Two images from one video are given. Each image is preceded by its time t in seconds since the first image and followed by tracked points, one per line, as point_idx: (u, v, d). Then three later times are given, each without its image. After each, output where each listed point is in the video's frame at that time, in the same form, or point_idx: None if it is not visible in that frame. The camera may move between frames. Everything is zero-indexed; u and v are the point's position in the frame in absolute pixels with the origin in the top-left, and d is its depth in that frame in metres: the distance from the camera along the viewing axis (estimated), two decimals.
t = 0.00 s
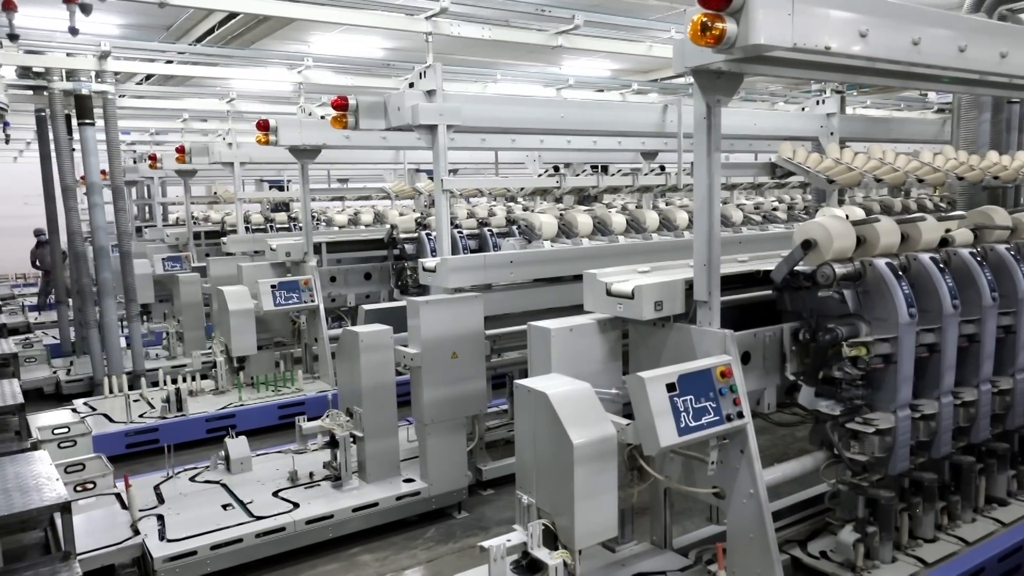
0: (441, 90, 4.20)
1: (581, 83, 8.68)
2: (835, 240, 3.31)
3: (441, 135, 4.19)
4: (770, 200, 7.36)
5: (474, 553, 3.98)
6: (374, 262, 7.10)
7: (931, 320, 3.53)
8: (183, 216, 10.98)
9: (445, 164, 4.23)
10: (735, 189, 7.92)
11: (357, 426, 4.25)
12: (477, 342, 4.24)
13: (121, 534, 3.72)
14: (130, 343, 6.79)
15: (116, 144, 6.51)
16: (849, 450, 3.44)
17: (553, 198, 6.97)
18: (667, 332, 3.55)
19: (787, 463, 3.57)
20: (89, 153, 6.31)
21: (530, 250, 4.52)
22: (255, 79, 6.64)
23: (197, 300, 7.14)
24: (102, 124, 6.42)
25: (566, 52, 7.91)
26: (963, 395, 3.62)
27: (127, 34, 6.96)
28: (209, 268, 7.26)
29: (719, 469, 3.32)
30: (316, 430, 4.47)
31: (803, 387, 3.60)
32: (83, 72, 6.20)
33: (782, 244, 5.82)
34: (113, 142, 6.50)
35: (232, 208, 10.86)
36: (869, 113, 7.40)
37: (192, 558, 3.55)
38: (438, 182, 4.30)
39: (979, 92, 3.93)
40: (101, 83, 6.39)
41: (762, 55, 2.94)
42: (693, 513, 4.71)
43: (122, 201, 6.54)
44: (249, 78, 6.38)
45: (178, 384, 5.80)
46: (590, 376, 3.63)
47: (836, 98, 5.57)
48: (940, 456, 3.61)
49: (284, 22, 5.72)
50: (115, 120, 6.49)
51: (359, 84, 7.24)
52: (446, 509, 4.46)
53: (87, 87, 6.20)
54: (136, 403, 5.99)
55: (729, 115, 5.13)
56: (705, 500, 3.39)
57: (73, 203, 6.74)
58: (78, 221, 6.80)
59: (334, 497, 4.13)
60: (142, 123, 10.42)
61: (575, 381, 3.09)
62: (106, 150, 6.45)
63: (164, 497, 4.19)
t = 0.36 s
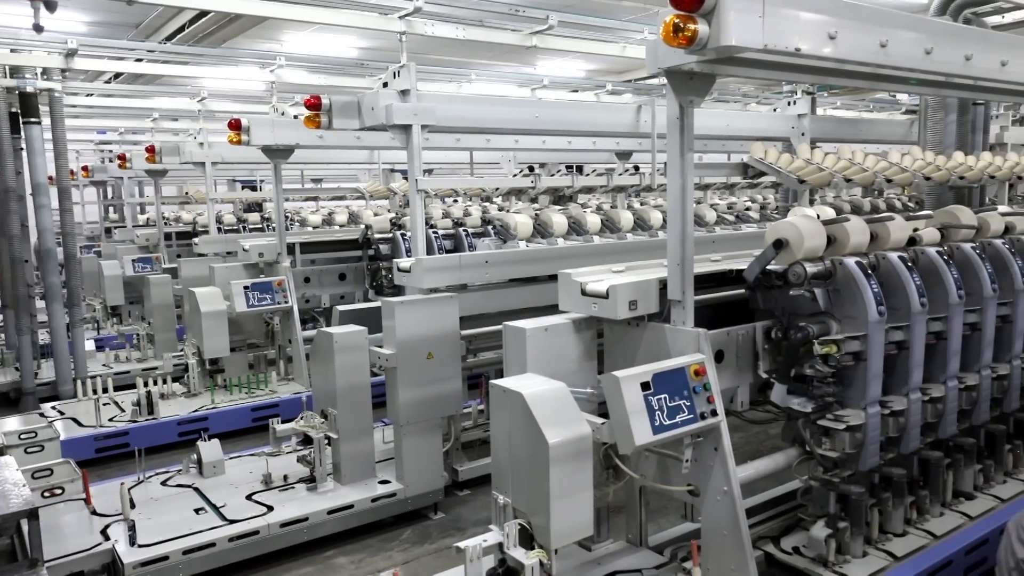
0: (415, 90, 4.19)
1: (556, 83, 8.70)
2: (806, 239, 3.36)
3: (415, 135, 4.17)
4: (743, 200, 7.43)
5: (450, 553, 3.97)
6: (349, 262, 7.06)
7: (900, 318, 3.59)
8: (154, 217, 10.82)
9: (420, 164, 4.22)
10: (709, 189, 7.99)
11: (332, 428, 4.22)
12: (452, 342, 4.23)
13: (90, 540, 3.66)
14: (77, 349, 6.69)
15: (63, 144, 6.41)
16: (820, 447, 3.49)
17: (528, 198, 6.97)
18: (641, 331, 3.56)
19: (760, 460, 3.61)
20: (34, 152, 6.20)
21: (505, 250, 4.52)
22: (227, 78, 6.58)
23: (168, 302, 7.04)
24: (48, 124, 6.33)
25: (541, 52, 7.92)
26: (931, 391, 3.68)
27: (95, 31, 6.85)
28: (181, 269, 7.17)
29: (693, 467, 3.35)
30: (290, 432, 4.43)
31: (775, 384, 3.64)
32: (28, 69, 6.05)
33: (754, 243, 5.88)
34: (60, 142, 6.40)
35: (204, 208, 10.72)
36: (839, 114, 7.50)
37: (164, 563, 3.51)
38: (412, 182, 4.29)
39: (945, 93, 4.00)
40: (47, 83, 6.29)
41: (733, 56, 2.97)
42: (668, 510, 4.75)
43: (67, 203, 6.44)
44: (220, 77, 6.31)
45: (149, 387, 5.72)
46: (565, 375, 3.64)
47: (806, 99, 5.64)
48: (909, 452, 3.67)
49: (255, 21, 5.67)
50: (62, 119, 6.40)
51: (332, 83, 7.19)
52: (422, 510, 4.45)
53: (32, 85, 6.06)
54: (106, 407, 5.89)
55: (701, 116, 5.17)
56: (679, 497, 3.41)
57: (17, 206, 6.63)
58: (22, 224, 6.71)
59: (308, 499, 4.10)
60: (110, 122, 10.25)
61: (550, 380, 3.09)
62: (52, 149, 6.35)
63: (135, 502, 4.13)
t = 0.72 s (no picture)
0: (388, 90, 4.17)
1: (529, 83, 8.71)
2: (777, 239, 3.39)
3: (388, 135, 4.15)
4: (715, 199, 7.50)
5: (425, 555, 3.96)
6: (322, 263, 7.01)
7: (868, 315, 3.64)
8: (122, 218, 10.65)
9: (393, 164, 4.20)
10: (682, 189, 8.04)
11: (306, 430, 4.18)
12: (426, 343, 4.21)
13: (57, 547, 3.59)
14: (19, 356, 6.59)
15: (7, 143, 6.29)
16: (791, 443, 3.53)
17: (503, 198, 6.97)
18: (615, 331, 3.58)
19: (732, 457, 3.64)
20: None
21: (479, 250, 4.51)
22: (197, 76, 6.50)
23: (137, 304, 6.93)
24: None
25: (515, 52, 7.93)
26: (899, 388, 3.74)
27: (60, 28, 6.72)
28: (150, 271, 7.06)
29: (667, 465, 3.37)
30: (262, 435, 4.39)
31: (747, 382, 3.68)
32: None
33: (726, 242, 5.94)
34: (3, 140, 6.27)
35: (174, 209, 10.57)
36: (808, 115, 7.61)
37: (133, 569, 3.45)
38: (385, 182, 4.27)
39: (912, 95, 4.07)
40: None
41: (704, 57, 2.99)
42: (643, 508, 4.78)
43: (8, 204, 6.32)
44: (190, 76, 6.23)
45: (117, 391, 5.63)
46: (539, 375, 3.64)
47: (777, 100, 5.71)
48: (877, 448, 3.73)
49: (225, 19, 5.60)
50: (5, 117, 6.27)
51: (305, 83, 7.13)
52: (397, 511, 4.43)
53: None
54: (73, 411, 5.79)
55: (673, 116, 5.21)
56: (653, 495, 3.43)
57: None
58: None
59: (282, 502, 4.06)
60: (77, 122, 10.07)
61: (525, 380, 3.10)
62: None
63: (103, 508, 4.06)
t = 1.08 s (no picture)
0: (357, 89, 4.15)
1: (500, 84, 8.71)
2: (744, 238, 3.44)
3: (357, 135, 4.13)
4: (684, 199, 7.57)
5: (397, 556, 3.94)
6: (291, 264, 6.94)
7: (833, 313, 3.70)
8: (85, 218, 10.44)
9: (363, 164, 4.18)
10: (651, 189, 8.10)
11: (275, 433, 4.13)
12: (397, 343, 4.19)
13: (18, 555, 3.51)
14: None
15: None
16: (759, 440, 3.58)
17: (473, 198, 6.96)
18: (585, 330, 3.60)
19: (702, 454, 3.68)
20: None
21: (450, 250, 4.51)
22: (161, 74, 6.39)
23: (101, 307, 6.80)
24: None
25: (485, 52, 7.92)
26: (863, 384, 3.81)
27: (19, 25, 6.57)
28: (114, 273, 6.94)
29: (638, 463, 3.39)
30: (230, 438, 4.33)
31: (716, 380, 3.71)
32: None
33: (695, 242, 6.00)
34: None
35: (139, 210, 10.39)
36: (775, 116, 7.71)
37: None
38: (355, 182, 4.24)
39: (874, 97, 4.15)
40: None
41: (672, 58, 3.02)
42: (615, 506, 4.81)
43: None
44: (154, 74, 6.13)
45: (80, 395, 5.52)
46: (511, 375, 3.64)
47: (744, 101, 5.78)
48: (843, 443, 3.80)
49: (191, 16, 5.52)
50: None
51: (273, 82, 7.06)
52: (368, 513, 4.41)
53: None
54: (35, 416, 5.66)
55: (642, 117, 5.25)
56: (624, 493, 3.45)
57: None
58: None
59: (251, 506, 4.01)
60: (37, 120, 9.85)
61: (496, 380, 3.10)
62: None
63: (67, 515, 3.98)
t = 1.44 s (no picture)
0: (317, 88, 4.11)
1: (462, 83, 8.70)
2: (703, 237, 3.48)
3: (318, 134, 4.08)
4: (645, 199, 7.64)
5: (360, 560, 3.91)
6: (251, 265, 6.85)
7: (791, 311, 3.77)
8: (35, 220, 10.15)
9: (323, 164, 4.13)
10: (613, 189, 8.17)
11: (235, 437, 4.07)
12: (359, 345, 4.16)
13: None
14: None
15: None
16: (720, 436, 3.63)
17: (436, 198, 6.94)
18: (548, 329, 3.60)
19: (664, 451, 3.71)
20: None
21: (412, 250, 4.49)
22: (115, 73, 6.26)
23: (53, 310, 6.63)
24: None
25: (447, 53, 7.91)
26: (820, 380, 3.89)
27: None
28: (67, 275, 6.77)
29: (600, 461, 3.41)
30: (188, 443, 4.25)
31: (677, 378, 3.75)
32: None
33: (655, 241, 6.06)
34: None
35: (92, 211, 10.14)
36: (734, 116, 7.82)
37: None
38: (315, 182, 4.19)
39: (829, 98, 4.24)
40: None
41: (631, 60, 3.04)
42: (578, 505, 4.83)
43: None
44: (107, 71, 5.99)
45: (31, 401, 5.38)
46: (474, 375, 3.63)
47: (704, 102, 5.86)
48: (800, 438, 3.87)
49: (144, 13, 5.41)
50: None
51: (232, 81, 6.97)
52: (332, 517, 4.36)
53: None
54: None
55: (602, 117, 5.29)
56: (588, 492, 3.47)
57: None
58: None
59: (210, 512, 3.94)
60: None
61: (459, 380, 3.09)
62: None
63: (17, 525, 3.87)
